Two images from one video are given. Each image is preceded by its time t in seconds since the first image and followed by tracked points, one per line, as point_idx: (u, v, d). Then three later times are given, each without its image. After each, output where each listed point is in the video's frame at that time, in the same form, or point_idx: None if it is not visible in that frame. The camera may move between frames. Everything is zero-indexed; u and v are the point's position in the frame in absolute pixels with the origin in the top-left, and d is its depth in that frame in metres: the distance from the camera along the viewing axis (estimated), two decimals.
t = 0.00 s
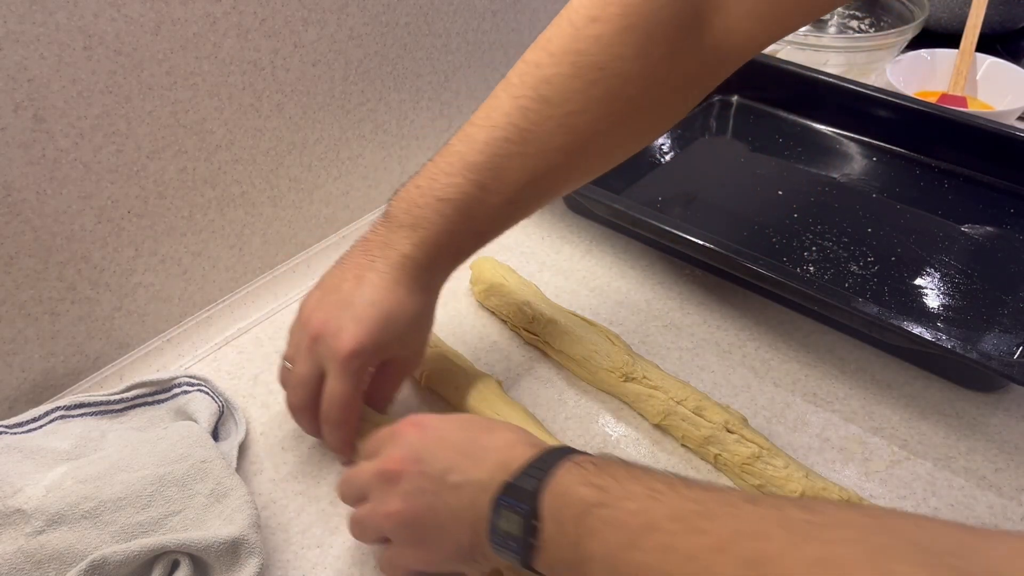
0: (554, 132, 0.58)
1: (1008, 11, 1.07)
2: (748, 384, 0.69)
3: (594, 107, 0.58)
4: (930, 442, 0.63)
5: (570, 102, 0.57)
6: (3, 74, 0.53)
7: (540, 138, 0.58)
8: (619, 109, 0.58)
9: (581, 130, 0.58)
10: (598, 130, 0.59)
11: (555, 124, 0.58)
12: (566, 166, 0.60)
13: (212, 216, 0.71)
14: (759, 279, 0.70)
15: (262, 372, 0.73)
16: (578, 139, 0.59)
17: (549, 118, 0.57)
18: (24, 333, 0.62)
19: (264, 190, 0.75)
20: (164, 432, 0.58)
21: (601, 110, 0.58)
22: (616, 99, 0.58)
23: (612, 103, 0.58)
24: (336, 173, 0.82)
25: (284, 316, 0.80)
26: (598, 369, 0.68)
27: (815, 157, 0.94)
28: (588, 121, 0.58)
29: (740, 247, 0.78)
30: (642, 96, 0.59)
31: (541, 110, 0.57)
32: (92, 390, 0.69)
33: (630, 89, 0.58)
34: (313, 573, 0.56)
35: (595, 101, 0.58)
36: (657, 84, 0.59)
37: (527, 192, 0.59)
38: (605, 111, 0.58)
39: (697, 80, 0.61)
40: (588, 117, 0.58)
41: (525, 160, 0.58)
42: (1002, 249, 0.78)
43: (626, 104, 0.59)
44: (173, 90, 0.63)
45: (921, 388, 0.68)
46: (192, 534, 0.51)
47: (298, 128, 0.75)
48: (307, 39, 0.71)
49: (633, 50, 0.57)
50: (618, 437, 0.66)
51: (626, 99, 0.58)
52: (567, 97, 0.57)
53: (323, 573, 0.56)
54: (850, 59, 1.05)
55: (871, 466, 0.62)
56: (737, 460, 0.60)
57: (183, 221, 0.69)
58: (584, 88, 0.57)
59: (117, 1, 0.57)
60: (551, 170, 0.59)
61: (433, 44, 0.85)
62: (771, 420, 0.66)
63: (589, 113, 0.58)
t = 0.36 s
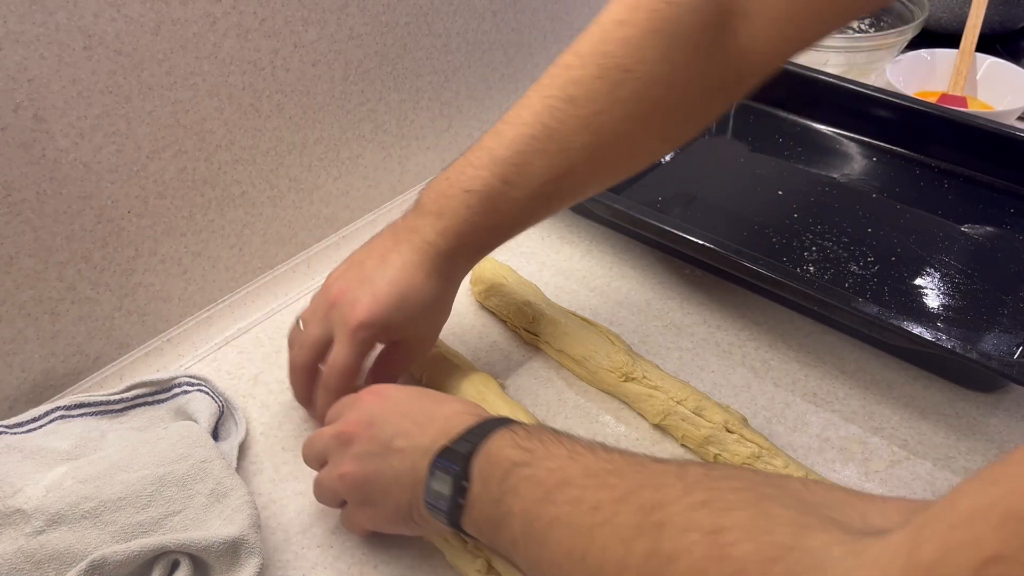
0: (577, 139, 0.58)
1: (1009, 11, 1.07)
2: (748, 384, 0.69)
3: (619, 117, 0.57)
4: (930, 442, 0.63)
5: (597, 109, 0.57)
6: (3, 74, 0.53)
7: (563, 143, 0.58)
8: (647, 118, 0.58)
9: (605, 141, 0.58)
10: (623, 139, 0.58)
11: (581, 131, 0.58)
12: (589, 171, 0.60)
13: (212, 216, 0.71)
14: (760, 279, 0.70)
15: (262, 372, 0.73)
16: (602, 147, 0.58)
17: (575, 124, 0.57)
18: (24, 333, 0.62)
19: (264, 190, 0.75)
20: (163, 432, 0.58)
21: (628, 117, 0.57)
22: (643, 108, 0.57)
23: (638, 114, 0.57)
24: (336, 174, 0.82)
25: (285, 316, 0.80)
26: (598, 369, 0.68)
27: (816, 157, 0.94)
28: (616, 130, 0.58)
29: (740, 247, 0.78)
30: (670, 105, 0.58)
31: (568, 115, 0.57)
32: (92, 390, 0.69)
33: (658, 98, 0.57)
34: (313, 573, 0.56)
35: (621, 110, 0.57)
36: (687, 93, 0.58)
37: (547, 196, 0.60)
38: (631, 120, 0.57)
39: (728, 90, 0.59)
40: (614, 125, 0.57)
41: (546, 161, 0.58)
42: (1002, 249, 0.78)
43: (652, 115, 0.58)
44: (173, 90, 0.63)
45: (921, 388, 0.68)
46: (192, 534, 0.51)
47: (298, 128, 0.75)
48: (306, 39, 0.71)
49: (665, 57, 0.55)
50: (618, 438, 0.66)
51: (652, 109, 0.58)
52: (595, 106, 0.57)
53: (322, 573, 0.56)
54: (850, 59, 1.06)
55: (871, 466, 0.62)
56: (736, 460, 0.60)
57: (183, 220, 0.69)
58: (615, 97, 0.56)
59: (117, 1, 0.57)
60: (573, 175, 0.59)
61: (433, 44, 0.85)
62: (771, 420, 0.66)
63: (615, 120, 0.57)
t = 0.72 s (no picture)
0: (798, 182, 0.48)
1: (1008, 11, 1.07)
2: (748, 384, 0.69)
3: (851, 193, 0.46)
4: (929, 442, 0.63)
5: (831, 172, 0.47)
6: (3, 74, 0.53)
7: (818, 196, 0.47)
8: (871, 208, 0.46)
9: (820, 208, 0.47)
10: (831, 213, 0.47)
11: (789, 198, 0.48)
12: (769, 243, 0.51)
13: (212, 217, 0.71)
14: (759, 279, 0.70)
15: (262, 372, 0.73)
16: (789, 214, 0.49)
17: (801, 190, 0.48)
18: (24, 333, 0.62)
19: (264, 190, 0.75)
20: (164, 432, 0.58)
21: (855, 191, 0.46)
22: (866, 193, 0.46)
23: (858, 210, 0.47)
24: (336, 174, 0.82)
25: (284, 316, 0.80)
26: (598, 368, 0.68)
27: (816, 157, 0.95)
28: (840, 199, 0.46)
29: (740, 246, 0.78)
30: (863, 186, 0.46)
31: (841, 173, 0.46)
32: (92, 390, 0.69)
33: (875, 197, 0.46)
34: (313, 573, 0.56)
35: (847, 186, 0.46)
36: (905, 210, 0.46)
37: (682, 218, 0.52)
38: (849, 206, 0.47)
39: (946, 213, 0.45)
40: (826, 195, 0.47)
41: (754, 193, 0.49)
42: (1002, 249, 0.77)
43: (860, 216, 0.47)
44: (173, 90, 0.63)
45: (921, 388, 0.68)
46: (192, 534, 0.51)
47: (298, 128, 0.75)
48: (306, 39, 0.71)
49: (940, 131, 0.43)
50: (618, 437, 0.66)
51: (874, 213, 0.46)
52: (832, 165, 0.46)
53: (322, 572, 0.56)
54: (850, 59, 1.06)
55: (871, 466, 0.62)
56: (736, 460, 0.60)
57: (183, 220, 0.69)
58: (856, 161, 0.46)
59: (117, 1, 0.57)
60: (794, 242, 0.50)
61: (433, 44, 0.85)
62: (771, 420, 0.66)
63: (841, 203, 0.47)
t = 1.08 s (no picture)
0: (756, 112, 0.43)
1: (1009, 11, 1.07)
2: (748, 384, 0.69)
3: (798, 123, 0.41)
4: (929, 442, 0.63)
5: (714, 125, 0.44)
6: (3, 74, 0.53)
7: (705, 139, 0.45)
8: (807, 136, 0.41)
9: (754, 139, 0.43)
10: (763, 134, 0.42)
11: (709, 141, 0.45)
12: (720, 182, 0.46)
13: (212, 217, 0.71)
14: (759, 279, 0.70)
15: (262, 372, 0.73)
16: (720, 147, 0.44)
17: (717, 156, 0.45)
18: (24, 333, 0.62)
19: (264, 190, 0.75)
20: (163, 432, 0.58)
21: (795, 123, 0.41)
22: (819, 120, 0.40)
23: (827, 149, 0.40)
24: (336, 174, 0.82)
25: (284, 316, 0.80)
26: (597, 368, 0.68)
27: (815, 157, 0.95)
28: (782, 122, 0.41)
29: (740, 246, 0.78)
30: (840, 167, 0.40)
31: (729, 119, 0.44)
32: (92, 390, 0.69)
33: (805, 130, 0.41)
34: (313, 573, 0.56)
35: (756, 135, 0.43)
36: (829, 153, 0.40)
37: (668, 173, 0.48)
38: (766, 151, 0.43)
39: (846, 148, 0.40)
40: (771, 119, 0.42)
41: (706, 124, 0.45)
42: (1002, 249, 0.78)
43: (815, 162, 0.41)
44: (173, 90, 0.63)
45: (921, 388, 0.68)
46: (192, 534, 0.51)
47: (298, 128, 0.75)
48: (306, 39, 0.71)
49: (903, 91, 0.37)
50: (618, 438, 0.66)
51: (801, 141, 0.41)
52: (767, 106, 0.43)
53: (323, 572, 0.56)
54: (850, 59, 1.06)
55: (871, 466, 0.62)
56: (735, 459, 0.60)
57: (184, 220, 0.69)
58: (803, 98, 0.41)
59: (117, 1, 0.57)
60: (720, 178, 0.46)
61: (433, 44, 0.85)
62: (771, 420, 0.66)
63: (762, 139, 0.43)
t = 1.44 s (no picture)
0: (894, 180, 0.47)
1: (1008, 11, 1.07)
2: (748, 384, 0.69)
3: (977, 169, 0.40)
4: (929, 442, 0.63)
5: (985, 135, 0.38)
6: (3, 74, 0.53)
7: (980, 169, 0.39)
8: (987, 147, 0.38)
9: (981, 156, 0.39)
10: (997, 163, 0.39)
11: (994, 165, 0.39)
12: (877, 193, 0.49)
13: (212, 217, 0.71)
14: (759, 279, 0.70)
15: (262, 373, 0.73)
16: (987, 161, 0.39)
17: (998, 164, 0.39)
18: (24, 333, 0.62)
19: (264, 190, 0.75)
20: (163, 432, 0.58)
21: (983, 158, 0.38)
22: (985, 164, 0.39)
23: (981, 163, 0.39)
24: (336, 174, 0.82)
25: (284, 316, 0.80)
26: (597, 368, 0.68)
27: (816, 157, 0.94)
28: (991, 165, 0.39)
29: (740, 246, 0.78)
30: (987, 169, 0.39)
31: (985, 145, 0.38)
32: (92, 390, 0.69)
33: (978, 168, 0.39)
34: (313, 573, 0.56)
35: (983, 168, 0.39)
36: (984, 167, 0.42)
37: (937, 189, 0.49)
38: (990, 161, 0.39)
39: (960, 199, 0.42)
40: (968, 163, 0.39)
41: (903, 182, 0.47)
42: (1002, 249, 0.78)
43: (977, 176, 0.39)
44: (173, 90, 0.63)
45: (921, 388, 0.68)
46: (192, 534, 0.51)
47: (298, 128, 0.75)
48: (306, 39, 0.71)
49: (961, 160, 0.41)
50: (618, 437, 0.66)
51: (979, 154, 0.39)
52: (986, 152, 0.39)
53: (322, 572, 0.56)
54: (850, 59, 1.06)
55: (871, 466, 0.62)
56: (735, 460, 0.60)
57: (184, 220, 0.69)
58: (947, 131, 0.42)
59: (117, 1, 0.57)
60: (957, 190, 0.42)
61: (433, 44, 0.85)
62: (771, 420, 0.66)
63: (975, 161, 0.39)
